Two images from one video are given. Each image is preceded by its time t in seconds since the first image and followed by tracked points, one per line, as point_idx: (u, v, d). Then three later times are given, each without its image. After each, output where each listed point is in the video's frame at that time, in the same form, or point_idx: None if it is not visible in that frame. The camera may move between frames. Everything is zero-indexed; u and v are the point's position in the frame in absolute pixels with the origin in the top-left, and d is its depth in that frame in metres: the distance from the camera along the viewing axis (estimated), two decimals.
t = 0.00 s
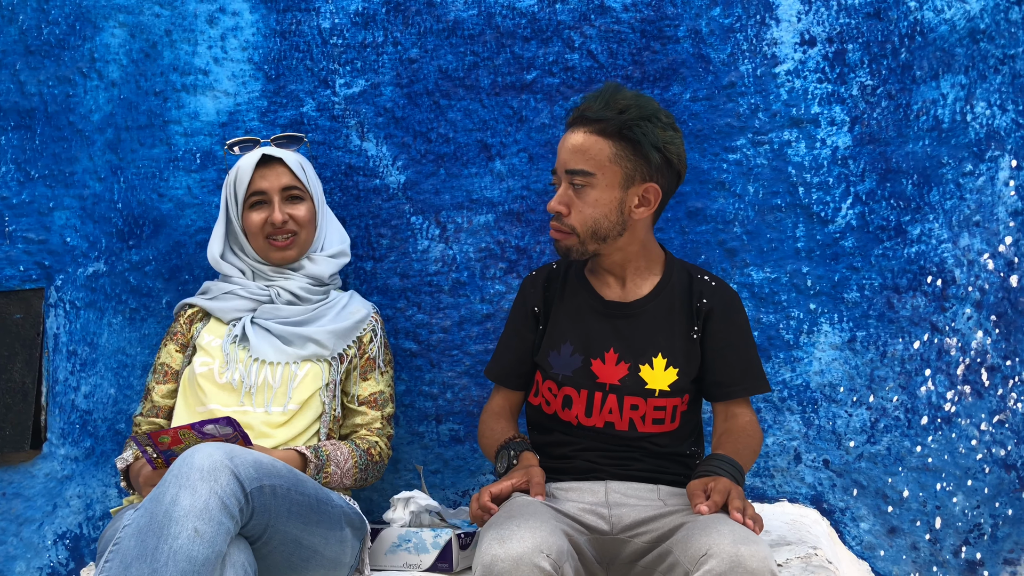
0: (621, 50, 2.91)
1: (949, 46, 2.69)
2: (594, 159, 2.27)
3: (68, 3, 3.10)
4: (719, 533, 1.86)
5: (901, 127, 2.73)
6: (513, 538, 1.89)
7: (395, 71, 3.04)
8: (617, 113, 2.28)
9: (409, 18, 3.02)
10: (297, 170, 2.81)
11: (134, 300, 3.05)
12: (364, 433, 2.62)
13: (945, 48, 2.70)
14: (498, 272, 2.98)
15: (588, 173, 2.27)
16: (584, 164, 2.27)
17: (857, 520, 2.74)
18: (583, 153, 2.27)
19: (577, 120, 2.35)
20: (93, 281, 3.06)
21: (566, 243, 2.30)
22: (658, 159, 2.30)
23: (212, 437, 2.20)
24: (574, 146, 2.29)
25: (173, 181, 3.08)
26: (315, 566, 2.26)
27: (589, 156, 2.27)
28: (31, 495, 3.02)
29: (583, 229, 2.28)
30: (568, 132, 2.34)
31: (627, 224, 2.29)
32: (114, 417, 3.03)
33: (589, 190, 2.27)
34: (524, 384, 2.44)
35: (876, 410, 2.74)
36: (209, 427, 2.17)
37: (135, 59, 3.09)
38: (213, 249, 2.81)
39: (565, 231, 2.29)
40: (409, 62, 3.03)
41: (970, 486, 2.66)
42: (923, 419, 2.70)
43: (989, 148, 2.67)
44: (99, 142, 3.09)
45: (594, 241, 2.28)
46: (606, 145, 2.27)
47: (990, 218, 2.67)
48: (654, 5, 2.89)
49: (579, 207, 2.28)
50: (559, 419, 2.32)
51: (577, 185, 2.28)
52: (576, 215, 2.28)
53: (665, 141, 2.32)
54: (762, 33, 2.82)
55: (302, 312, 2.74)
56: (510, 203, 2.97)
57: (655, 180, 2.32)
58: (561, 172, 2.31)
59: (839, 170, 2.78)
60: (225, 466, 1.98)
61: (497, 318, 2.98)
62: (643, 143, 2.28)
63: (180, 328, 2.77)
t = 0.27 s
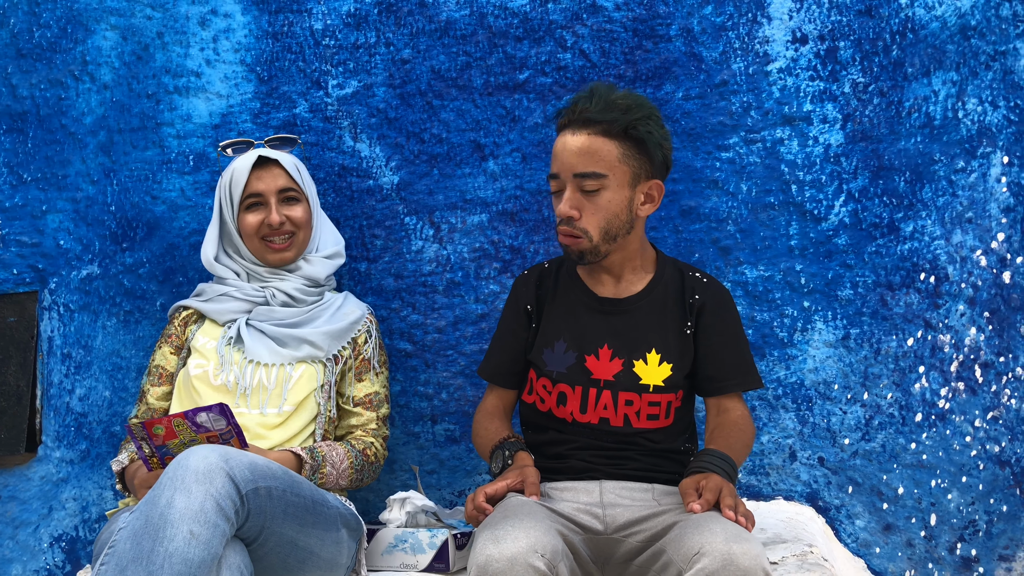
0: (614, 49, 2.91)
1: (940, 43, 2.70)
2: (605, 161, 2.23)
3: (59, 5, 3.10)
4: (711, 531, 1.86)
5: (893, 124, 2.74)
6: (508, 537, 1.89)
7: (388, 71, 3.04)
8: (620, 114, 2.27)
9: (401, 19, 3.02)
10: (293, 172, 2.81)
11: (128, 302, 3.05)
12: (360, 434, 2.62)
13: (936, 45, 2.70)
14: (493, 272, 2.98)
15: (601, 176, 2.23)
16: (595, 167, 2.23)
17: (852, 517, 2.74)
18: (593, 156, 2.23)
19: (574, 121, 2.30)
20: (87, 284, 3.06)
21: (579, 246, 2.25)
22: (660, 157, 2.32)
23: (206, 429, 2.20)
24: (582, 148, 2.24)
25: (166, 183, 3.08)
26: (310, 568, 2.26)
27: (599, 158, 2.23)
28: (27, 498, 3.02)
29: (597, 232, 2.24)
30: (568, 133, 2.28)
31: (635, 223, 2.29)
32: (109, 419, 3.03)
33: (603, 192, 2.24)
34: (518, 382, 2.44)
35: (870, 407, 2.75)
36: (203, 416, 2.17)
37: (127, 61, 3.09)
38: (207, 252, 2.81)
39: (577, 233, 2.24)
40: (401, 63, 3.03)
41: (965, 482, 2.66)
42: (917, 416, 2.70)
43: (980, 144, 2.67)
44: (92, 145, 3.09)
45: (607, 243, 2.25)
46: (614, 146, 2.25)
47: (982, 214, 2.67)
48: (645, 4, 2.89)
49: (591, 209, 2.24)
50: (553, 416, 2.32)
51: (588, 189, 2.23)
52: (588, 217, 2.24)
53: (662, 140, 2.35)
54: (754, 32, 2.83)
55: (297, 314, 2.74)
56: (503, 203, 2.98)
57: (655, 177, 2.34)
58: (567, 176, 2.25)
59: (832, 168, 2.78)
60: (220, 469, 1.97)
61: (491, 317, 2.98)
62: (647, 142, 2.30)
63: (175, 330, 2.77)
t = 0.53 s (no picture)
0: (610, 48, 2.91)
1: (936, 41, 2.69)
2: (624, 168, 2.18)
3: (55, 6, 3.10)
4: (707, 530, 1.86)
5: (890, 124, 2.73)
6: (507, 537, 1.89)
7: (384, 71, 3.04)
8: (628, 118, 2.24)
9: (397, 19, 3.02)
10: (292, 169, 2.81)
11: (126, 302, 3.05)
12: (357, 430, 2.62)
13: (932, 44, 2.70)
14: (490, 272, 2.98)
15: (621, 183, 2.17)
16: (615, 174, 2.16)
17: (851, 517, 2.74)
18: (612, 163, 2.16)
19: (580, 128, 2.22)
20: (84, 284, 3.06)
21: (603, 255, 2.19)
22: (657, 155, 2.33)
23: (212, 419, 2.29)
24: (600, 156, 2.16)
25: (163, 184, 3.08)
26: (308, 566, 2.26)
27: (618, 165, 2.17)
28: (26, 498, 3.02)
29: (620, 241, 2.19)
30: (579, 142, 2.19)
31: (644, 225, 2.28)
32: (107, 419, 3.03)
33: (623, 198, 2.18)
34: (512, 386, 2.43)
35: (868, 407, 2.74)
36: (211, 402, 2.28)
37: (123, 62, 3.09)
38: (206, 248, 2.81)
39: (601, 241, 2.16)
40: (398, 63, 3.03)
41: (963, 481, 2.66)
42: (915, 415, 2.70)
43: (977, 143, 2.67)
44: (89, 146, 3.09)
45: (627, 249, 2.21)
46: (628, 151, 2.20)
47: (979, 213, 2.67)
48: (642, 3, 2.89)
49: (612, 216, 2.17)
50: (549, 419, 2.32)
51: (608, 198, 2.17)
52: (611, 224, 2.17)
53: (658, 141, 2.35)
54: (750, 31, 2.82)
55: (292, 315, 2.74)
56: (501, 202, 2.97)
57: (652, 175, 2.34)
58: (586, 186, 2.16)
59: (829, 167, 2.78)
60: (219, 469, 1.97)
61: (489, 317, 2.98)
62: (650, 144, 2.29)
63: (173, 326, 2.76)
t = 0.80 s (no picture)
0: (613, 40, 2.90)
1: (941, 34, 2.67)
2: (642, 169, 2.15)
3: None
4: (711, 523, 1.86)
5: (894, 116, 2.71)
6: (509, 529, 1.88)
7: (387, 63, 3.03)
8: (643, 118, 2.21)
9: (399, 10, 3.02)
10: (299, 156, 2.83)
11: (130, 293, 3.06)
12: (358, 413, 2.63)
13: (937, 36, 2.68)
14: (493, 265, 2.97)
15: (640, 185, 2.14)
16: (636, 177, 2.13)
17: (854, 510, 2.73)
18: (633, 165, 2.13)
19: (598, 127, 2.17)
20: (88, 275, 3.07)
21: (619, 257, 2.16)
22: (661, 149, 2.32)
23: (217, 411, 2.31)
24: (622, 159, 2.13)
25: (166, 175, 3.08)
26: (310, 557, 2.24)
27: (637, 168, 2.14)
28: (31, 488, 3.03)
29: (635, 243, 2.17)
30: (599, 143, 2.14)
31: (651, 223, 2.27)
32: (111, 409, 3.04)
33: (640, 201, 2.15)
34: (511, 381, 2.44)
35: (872, 400, 2.73)
36: (213, 394, 2.30)
37: (125, 53, 3.09)
38: (209, 234, 2.81)
39: (621, 245, 2.13)
40: (400, 55, 3.02)
41: (967, 475, 2.64)
42: (919, 409, 2.68)
43: (983, 136, 2.65)
44: (92, 137, 3.09)
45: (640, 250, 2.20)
46: (643, 153, 2.17)
47: (984, 207, 2.65)
48: None
49: (629, 218, 2.14)
50: (552, 413, 2.32)
51: (628, 200, 2.13)
52: (629, 227, 2.14)
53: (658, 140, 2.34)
54: (754, 23, 2.81)
55: (292, 305, 2.72)
56: (504, 194, 2.97)
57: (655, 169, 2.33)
58: (608, 188, 2.11)
59: (834, 160, 2.77)
60: (218, 459, 1.97)
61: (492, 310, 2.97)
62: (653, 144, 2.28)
63: (175, 316, 2.76)
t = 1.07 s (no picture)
0: (616, 35, 2.90)
1: (945, 29, 2.67)
2: (657, 171, 2.15)
3: None
4: (712, 517, 1.87)
5: (897, 112, 2.71)
6: (508, 525, 1.89)
7: (390, 57, 3.03)
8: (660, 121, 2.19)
9: (402, 4, 3.02)
10: (302, 152, 2.84)
11: (131, 287, 3.06)
12: (359, 411, 2.61)
13: (941, 32, 2.68)
14: (495, 259, 2.97)
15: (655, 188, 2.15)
16: (653, 181, 2.13)
17: (855, 505, 2.74)
18: (651, 169, 2.13)
19: (619, 129, 2.14)
20: (90, 268, 3.07)
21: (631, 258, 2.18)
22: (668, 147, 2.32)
23: (207, 408, 2.29)
24: (643, 162, 2.11)
25: (168, 168, 3.08)
26: (310, 555, 2.25)
27: (653, 170, 2.13)
28: (32, 481, 3.03)
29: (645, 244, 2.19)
30: (618, 145, 2.12)
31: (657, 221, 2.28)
32: (113, 403, 3.04)
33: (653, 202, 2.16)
34: (511, 378, 2.45)
35: (873, 396, 2.73)
36: (203, 391, 2.28)
37: (128, 46, 3.09)
38: (214, 230, 2.81)
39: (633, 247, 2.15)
40: (403, 48, 3.02)
41: (968, 471, 2.65)
42: (920, 404, 2.69)
43: (985, 132, 2.65)
44: (94, 130, 3.09)
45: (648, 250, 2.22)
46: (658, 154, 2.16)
47: (987, 202, 2.65)
48: None
49: (642, 220, 2.15)
50: (552, 408, 2.32)
51: (643, 202, 2.14)
52: (642, 229, 2.15)
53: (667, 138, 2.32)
54: (757, 18, 2.81)
55: (297, 299, 2.74)
56: (506, 188, 2.96)
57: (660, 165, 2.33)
58: (625, 191, 2.11)
59: (836, 155, 2.77)
60: (227, 457, 1.97)
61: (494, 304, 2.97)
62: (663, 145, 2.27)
63: (179, 313, 2.77)
